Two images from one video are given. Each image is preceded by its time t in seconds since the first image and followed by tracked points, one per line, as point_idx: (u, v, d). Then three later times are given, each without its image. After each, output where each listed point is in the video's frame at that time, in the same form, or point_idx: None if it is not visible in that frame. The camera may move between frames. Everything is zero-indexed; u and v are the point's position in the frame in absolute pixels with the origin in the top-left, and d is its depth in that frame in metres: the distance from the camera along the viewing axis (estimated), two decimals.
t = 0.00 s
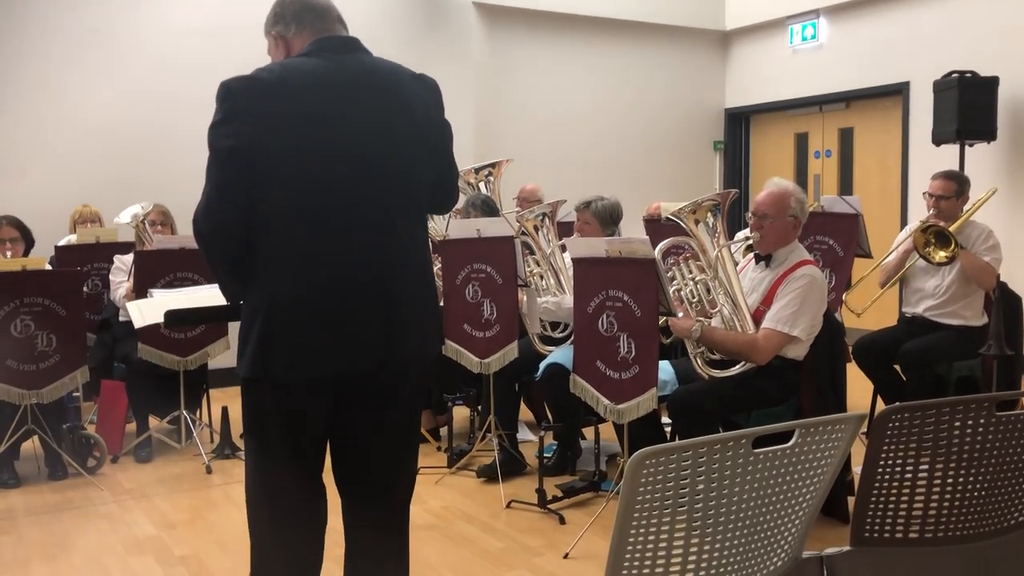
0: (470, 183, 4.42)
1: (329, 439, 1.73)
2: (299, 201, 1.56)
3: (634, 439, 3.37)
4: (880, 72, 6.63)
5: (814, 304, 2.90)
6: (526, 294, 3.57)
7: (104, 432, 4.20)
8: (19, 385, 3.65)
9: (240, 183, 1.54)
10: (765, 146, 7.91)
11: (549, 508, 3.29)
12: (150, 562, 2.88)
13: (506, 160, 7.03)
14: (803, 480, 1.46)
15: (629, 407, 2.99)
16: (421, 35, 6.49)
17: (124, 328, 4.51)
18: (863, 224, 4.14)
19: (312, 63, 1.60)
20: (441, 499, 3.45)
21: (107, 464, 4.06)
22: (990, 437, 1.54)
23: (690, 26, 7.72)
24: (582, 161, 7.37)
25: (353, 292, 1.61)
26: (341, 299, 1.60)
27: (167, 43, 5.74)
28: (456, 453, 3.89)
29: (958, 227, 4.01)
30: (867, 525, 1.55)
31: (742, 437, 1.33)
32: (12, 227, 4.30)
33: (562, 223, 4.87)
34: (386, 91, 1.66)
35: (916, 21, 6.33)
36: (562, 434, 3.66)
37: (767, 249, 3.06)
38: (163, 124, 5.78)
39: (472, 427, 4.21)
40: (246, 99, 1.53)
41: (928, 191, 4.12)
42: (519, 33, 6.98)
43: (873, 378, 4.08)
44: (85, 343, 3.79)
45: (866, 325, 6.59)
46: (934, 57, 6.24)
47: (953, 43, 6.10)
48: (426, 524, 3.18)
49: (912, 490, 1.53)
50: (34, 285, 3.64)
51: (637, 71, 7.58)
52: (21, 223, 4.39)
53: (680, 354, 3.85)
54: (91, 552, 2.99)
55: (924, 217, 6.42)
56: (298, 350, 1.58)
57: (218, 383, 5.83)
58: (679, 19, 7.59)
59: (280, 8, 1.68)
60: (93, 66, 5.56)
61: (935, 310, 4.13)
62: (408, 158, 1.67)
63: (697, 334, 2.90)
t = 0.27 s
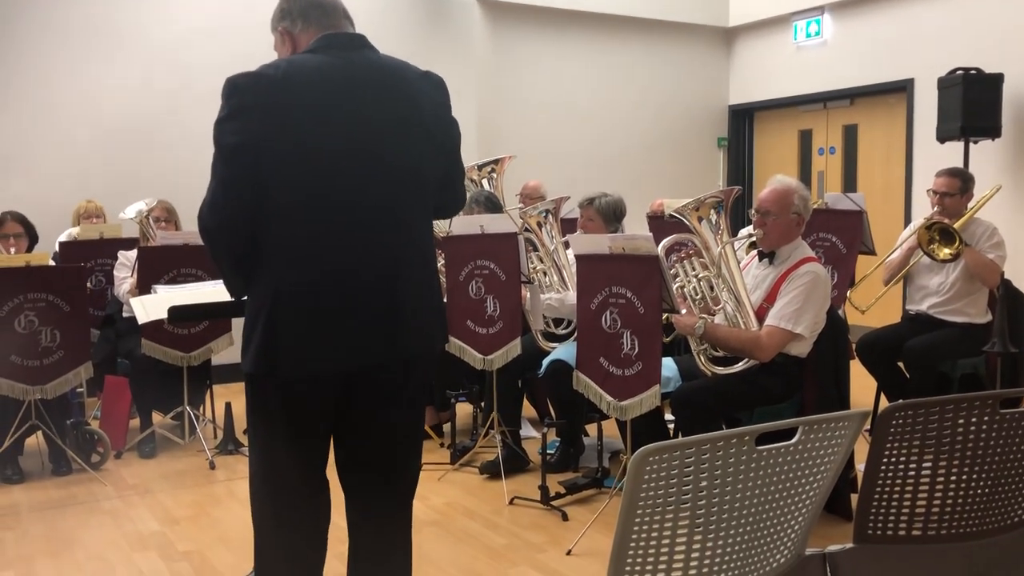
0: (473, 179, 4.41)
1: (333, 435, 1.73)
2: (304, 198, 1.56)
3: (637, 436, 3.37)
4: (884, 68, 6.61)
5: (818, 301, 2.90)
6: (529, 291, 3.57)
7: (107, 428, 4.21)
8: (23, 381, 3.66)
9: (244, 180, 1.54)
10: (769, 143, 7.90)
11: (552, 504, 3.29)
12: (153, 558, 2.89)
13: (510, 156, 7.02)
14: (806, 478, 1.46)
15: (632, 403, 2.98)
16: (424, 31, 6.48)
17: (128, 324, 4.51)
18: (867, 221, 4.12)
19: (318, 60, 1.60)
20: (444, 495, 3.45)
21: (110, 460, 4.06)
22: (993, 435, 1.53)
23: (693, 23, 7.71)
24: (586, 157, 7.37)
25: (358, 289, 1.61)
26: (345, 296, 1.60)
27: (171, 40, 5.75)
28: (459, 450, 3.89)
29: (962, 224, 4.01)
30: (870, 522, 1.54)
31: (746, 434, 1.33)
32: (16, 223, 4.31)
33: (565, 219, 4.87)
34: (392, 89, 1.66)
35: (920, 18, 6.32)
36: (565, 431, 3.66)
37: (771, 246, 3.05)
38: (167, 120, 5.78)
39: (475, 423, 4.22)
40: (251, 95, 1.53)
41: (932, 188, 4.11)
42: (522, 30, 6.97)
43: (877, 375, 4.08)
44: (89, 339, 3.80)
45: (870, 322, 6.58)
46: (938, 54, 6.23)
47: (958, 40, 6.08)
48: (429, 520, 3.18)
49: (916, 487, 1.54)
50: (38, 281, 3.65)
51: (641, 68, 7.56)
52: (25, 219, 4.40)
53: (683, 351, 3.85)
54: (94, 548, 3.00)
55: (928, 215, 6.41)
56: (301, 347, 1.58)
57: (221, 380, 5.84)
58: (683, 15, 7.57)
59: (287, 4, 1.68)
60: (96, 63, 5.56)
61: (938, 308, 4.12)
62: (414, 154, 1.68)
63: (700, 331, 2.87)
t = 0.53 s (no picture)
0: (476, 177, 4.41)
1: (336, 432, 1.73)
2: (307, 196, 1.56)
3: (640, 434, 3.37)
4: (888, 66, 6.60)
5: (821, 299, 2.90)
6: (532, 289, 3.57)
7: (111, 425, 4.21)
8: (27, 378, 3.66)
9: (247, 178, 1.53)
10: (772, 141, 7.89)
11: (555, 502, 3.29)
12: (156, 555, 2.89)
13: (513, 154, 7.02)
14: (809, 475, 1.46)
15: (635, 401, 2.98)
16: (428, 29, 6.47)
17: (131, 321, 4.51)
18: (869, 220, 4.14)
19: (320, 58, 1.60)
20: (447, 493, 3.46)
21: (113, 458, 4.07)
22: (997, 433, 1.54)
23: (697, 20, 7.70)
24: (589, 155, 7.36)
25: (361, 288, 1.61)
26: (347, 294, 1.60)
27: (174, 36, 5.74)
28: (462, 447, 3.89)
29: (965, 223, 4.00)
30: (873, 520, 1.54)
31: (749, 431, 1.34)
32: (20, 220, 4.31)
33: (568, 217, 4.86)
34: (395, 87, 1.66)
35: (924, 15, 6.31)
36: (567, 429, 3.66)
37: (773, 244, 3.05)
38: (170, 117, 5.79)
39: (478, 420, 4.22)
40: (253, 93, 1.53)
41: (935, 187, 4.11)
42: (525, 27, 6.96)
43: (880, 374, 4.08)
44: (92, 336, 3.80)
45: (872, 320, 6.57)
46: (942, 52, 6.22)
47: (962, 38, 6.07)
48: (431, 518, 3.18)
49: (919, 485, 1.54)
50: (41, 279, 3.65)
51: (644, 65, 7.55)
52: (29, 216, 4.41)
53: (686, 349, 3.85)
54: (98, 544, 3.00)
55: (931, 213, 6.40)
56: (304, 345, 1.58)
57: (224, 377, 5.84)
58: (687, 13, 7.56)
59: (290, 2, 1.68)
60: (99, 59, 5.56)
61: (941, 306, 4.12)
62: (416, 152, 1.68)
63: (704, 329, 2.89)
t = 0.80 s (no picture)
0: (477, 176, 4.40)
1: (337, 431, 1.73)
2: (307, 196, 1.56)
3: (640, 433, 3.37)
4: (888, 66, 6.60)
5: (822, 299, 2.90)
6: (532, 288, 3.57)
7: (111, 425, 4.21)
8: (27, 377, 3.67)
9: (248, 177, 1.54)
10: (773, 141, 7.89)
11: (555, 501, 3.29)
12: (157, 554, 2.89)
13: (514, 154, 7.02)
14: (809, 475, 1.46)
15: (636, 400, 2.98)
16: (428, 28, 6.47)
17: (132, 320, 4.51)
18: (870, 220, 4.15)
19: (320, 57, 1.60)
20: (448, 492, 3.46)
21: (114, 457, 4.07)
22: (997, 433, 1.54)
23: (697, 20, 7.69)
24: (590, 155, 7.36)
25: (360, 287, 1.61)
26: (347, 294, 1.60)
27: (175, 36, 5.75)
28: (462, 447, 3.89)
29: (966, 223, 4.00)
30: (873, 520, 1.55)
31: (749, 431, 1.34)
32: (21, 219, 4.32)
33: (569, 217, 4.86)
34: (395, 85, 1.66)
35: (925, 15, 6.31)
36: (568, 428, 3.66)
37: (774, 244, 3.05)
38: (171, 116, 5.79)
39: (478, 420, 4.22)
40: (253, 92, 1.54)
41: (936, 186, 4.10)
42: (525, 27, 6.96)
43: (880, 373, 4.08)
44: (93, 335, 3.81)
45: (873, 320, 6.57)
46: (943, 51, 6.21)
47: (962, 37, 6.07)
48: (431, 518, 3.19)
49: (919, 485, 1.54)
50: (42, 278, 3.65)
51: (645, 65, 7.55)
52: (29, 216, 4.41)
53: (686, 348, 3.85)
54: (99, 543, 3.00)
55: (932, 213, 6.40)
56: (303, 344, 1.59)
57: (225, 376, 5.85)
58: (687, 12, 7.55)
59: (290, 2, 1.68)
60: (100, 59, 5.57)
61: (942, 306, 4.12)
62: (417, 151, 1.67)
63: (704, 329, 2.88)
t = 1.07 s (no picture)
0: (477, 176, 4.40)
1: (336, 431, 1.73)
2: (306, 196, 1.56)
3: (640, 433, 3.37)
4: (888, 66, 6.60)
5: (822, 299, 2.90)
6: (533, 288, 3.57)
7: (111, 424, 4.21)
8: (27, 377, 3.67)
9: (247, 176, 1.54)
10: (773, 141, 7.89)
11: (555, 502, 3.29)
12: (157, 555, 2.89)
13: (514, 154, 7.02)
14: (810, 476, 1.46)
15: (636, 401, 2.98)
16: (429, 28, 6.47)
17: (131, 320, 4.51)
18: (869, 220, 4.14)
19: (320, 56, 1.60)
20: (448, 492, 3.46)
21: (114, 457, 4.07)
22: (998, 434, 1.53)
23: (697, 19, 7.69)
24: (590, 155, 7.36)
25: (360, 286, 1.61)
26: (347, 293, 1.60)
27: (175, 35, 5.75)
28: (462, 447, 3.89)
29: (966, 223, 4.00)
30: (873, 520, 1.54)
31: (749, 431, 1.34)
32: (21, 218, 4.32)
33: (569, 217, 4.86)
34: (395, 85, 1.66)
35: (925, 14, 6.30)
36: (568, 428, 3.66)
37: (774, 244, 3.05)
38: (171, 116, 5.79)
39: (478, 420, 4.22)
40: (253, 91, 1.53)
41: (936, 186, 4.10)
42: (525, 27, 6.96)
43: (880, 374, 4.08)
44: (93, 335, 3.81)
45: (873, 320, 6.57)
46: (943, 51, 6.21)
47: (962, 37, 6.07)
48: (431, 518, 3.18)
49: (920, 485, 1.54)
50: (42, 277, 3.65)
51: (645, 65, 7.55)
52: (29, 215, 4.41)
53: (687, 348, 3.84)
54: (99, 543, 3.00)
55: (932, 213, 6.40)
56: (303, 343, 1.59)
57: (225, 376, 5.85)
58: (688, 12, 7.55)
59: (290, 2, 1.68)
60: (100, 58, 5.57)
61: (942, 306, 4.12)
62: (416, 151, 1.67)
63: (704, 328, 2.88)
